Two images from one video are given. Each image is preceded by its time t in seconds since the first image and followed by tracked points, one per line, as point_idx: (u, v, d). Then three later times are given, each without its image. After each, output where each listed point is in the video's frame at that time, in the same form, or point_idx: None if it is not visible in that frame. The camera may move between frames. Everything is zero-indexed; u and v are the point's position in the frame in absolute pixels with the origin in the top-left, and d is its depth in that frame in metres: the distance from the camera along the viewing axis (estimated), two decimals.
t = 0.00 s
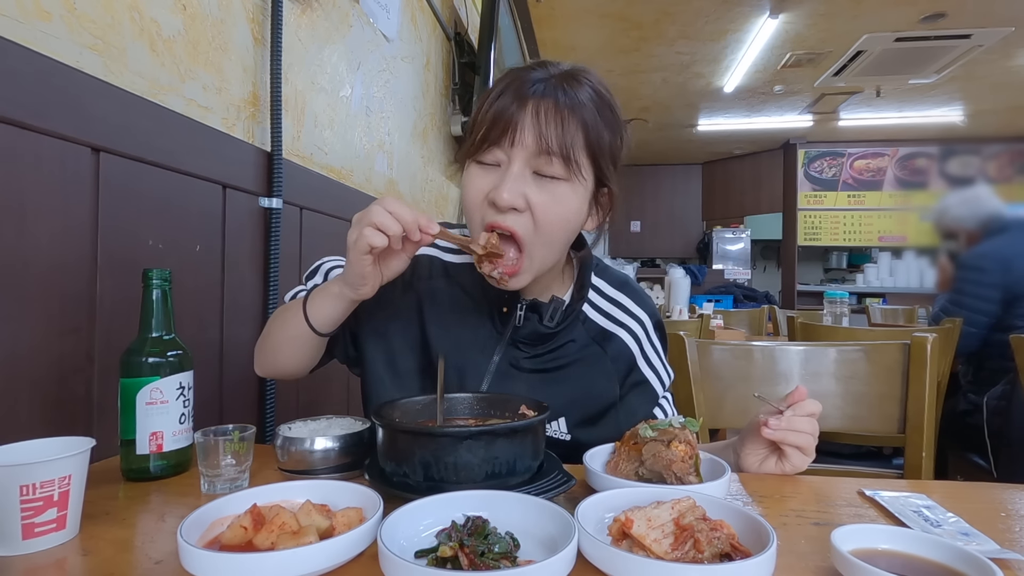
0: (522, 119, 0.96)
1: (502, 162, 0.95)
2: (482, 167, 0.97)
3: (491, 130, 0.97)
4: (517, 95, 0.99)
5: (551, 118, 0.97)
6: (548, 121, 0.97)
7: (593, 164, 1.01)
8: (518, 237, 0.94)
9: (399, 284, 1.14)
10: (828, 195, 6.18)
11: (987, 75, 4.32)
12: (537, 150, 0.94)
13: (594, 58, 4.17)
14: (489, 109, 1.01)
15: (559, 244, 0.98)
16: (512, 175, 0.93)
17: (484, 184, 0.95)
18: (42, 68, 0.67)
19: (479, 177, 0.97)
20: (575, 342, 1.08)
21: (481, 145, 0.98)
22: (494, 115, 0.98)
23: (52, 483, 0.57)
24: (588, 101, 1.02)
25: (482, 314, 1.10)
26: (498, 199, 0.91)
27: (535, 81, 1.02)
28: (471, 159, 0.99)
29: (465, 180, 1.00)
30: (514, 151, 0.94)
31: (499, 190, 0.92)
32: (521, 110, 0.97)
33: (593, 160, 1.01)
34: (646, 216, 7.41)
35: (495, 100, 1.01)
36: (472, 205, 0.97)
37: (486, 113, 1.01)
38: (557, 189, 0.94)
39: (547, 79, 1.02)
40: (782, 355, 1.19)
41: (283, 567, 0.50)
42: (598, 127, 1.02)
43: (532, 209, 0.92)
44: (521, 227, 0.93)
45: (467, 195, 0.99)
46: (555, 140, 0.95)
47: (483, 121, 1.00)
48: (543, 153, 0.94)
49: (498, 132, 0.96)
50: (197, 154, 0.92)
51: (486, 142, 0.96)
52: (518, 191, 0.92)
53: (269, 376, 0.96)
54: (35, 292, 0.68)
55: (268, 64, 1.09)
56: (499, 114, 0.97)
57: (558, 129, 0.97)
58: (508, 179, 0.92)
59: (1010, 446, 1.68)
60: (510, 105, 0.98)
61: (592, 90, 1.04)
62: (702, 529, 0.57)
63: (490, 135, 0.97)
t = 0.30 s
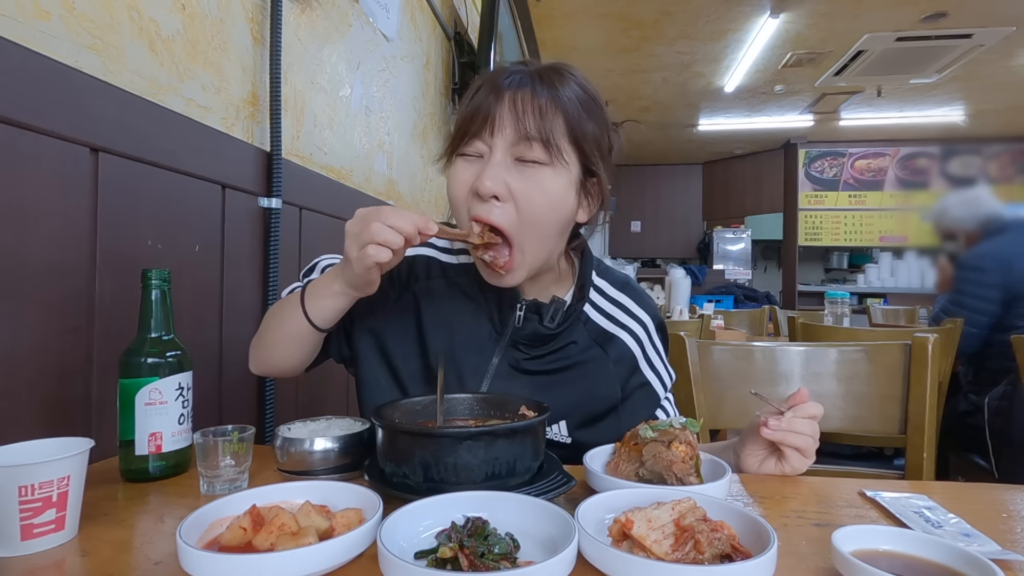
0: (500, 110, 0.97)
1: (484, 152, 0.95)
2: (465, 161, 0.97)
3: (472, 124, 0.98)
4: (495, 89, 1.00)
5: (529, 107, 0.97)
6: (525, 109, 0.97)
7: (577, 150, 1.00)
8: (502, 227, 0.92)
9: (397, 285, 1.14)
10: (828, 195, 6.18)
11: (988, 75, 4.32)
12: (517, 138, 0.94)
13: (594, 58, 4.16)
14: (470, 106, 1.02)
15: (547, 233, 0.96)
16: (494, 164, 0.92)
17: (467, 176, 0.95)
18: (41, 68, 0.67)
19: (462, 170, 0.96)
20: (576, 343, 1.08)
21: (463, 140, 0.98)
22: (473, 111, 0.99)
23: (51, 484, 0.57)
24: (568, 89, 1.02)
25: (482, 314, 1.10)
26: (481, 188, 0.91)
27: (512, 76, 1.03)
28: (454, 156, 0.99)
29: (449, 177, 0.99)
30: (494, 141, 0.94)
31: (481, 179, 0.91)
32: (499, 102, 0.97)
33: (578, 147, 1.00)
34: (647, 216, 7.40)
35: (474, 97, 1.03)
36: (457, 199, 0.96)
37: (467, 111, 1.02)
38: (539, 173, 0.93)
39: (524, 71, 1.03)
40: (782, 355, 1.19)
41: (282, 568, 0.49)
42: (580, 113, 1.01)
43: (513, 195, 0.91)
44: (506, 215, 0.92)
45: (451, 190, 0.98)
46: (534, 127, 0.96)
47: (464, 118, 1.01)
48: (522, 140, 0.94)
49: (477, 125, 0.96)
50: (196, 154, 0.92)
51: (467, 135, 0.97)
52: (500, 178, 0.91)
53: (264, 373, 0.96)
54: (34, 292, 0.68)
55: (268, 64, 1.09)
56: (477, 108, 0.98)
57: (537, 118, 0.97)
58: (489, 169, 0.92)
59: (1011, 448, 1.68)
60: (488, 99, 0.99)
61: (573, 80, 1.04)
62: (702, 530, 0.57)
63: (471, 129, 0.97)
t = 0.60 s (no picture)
0: (470, 120, 0.95)
1: (463, 164, 0.93)
2: (446, 176, 0.95)
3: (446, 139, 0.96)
4: (464, 99, 0.99)
5: (498, 112, 0.96)
6: (496, 115, 0.95)
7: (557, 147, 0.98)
8: (490, 237, 0.91)
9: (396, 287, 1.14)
10: (829, 195, 6.18)
11: (989, 75, 4.32)
12: (493, 145, 0.92)
13: (595, 57, 4.16)
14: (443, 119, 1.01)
15: (538, 236, 0.95)
16: (473, 174, 0.91)
17: (451, 190, 0.93)
18: (40, 67, 0.66)
19: (445, 185, 0.95)
20: (577, 345, 1.07)
21: (441, 155, 0.97)
22: (445, 126, 0.98)
23: (50, 485, 0.56)
24: (538, 86, 1.00)
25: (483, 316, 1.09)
26: (463, 201, 0.89)
27: (480, 83, 1.01)
28: (436, 172, 0.98)
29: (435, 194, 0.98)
30: (471, 152, 0.92)
31: (463, 191, 0.90)
32: (469, 113, 0.96)
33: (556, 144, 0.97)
34: (647, 216, 7.39)
35: (445, 109, 1.01)
36: (444, 214, 0.95)
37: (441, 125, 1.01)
38: (519, 176, 0.91)
39: (491, 76, 1.01)
40: (783, 356, 1.19)
41: (280, 570, 0.49)
42: (553, 109, 0.99)
43: (496, 203, 0.90)
44: (492, 225, 0.90)
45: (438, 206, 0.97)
46: (508, 132, 0.94)
47: (438, 133, 1.00)
48: (499, 146, 0.92)
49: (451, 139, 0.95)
50: (195, 154, 0.91)
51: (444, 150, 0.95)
52: (481, 188, 0.89)
53: (261, 374, 0.96)
54: (33, 292, 0.68)
55: (267, 64, 1.09)
56: (449, 121, 0.97)
57: (508, 121, 0.95)
58: (470, 180, 0.90)
59: (1013, 449, 1.67)
60: (459, 111, 0.97)
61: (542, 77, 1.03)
62: (703, 530, 0.57)
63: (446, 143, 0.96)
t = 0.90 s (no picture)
0: (446, 140, 0.91)
1: (444, 187, 0.90)
2: (431, 197, 0.92)
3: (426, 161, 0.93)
4: (441, 115, 0.94)
5: (473, 128, 0.91)
6: (471, 131, 0.90)
7: (540, 153, 0.93)
8: (479, 257, 0.89)
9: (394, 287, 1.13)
10: (830, 195, 6.17)
11: (990, 75, 4.32)
12: (471, 164, 0.88)
13: (595, 56, 4.15)
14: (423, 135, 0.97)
15: (529, 250, 0.92)
16: (453, 196, 0.87)
17: (437, 211, 0.91)
18: (39, 67, 0.66)
19: (431, 207, 0.92)
20: (578, 343, 1.07)
21: (424, 176, 0.94)
22: (425, 144, 0.94)
23: (49, 486, 0.56)
24: (514, 89, 0.94)
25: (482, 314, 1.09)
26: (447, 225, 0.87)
27: (457, 95, 0.96)
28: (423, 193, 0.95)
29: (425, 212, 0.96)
30: (450, 174, 0.89)
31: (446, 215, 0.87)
32: (445, 132, 0.92)
33: (538, 150, 0.92)
34: (648, 216, 7.38)
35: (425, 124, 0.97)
36: (434, 234, 0.93)
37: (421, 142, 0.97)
38: (502, 194, 0.87)
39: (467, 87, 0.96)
40: (784, 357, 1.19)
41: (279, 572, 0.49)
42: (532, 112, 0.93)
43: (482, 224, 0.87)
44: (479, 245, 0.88)
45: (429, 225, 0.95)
46: (484, 148, 0.89)
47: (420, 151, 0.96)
48: (476, 165, 0.88)
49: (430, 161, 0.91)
50: (194, 154, 0.91)
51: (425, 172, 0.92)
52: (463, 210, 0.86)
53: (258, 373, 0.96)
54: (32, 292, 0.68)
55: (267, 64, 1.08)
56: (427, 141, 0.93)
57: (484, 136, 0.90)
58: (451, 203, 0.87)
59: (1014, 450, 1.67)
60: (436, 129, 0.93)
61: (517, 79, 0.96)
62: (703, 531, 0.57)
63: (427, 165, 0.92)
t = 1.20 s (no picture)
0: (455, 143, 0.89)
1: (446, 193, 0.89)
2: (433, 198, 0.92)
3: (432, 160, 0.91)
4: (453, 112, 0.92)
5: (482, 136, 0.89)
6: (481, 139, 0.89)
7: (546, 169, 0.91)
8: (473, 268, 0.89)
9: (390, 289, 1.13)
10: (831, 195, 6.17)
11: (991, 75, 4.32)
12: (475, 177, 0.87)
13: (595, 56, 4.14)
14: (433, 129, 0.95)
15: (525, 263, 0.92)
16: (453, 206, 0.87)
17: (436, 214, 0.91)
18: (38, 66, 0.66)
19: (432, 207, 0.92)
20: (577, 341, 1.07)
21: (428, 175, 0.93)
22: (433, 141, 0.92)
23: (47, 486, 0.56)
24: (531, 99, 0.92)
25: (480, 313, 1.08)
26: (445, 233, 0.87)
27: (472, 92, 0.93)
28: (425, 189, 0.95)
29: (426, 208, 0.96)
30: (453, 181, 0.88)
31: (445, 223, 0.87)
32: (455, 134, 0.90)
33: (545, 165, 0.91)
34: (648, 216, 7.37)
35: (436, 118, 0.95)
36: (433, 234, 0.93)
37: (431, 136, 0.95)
38: (502, 212, 0.87)
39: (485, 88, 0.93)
40: (784, 357, 1.19)
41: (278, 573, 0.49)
42: (543, 123, 0.91)
43: (479, 236, 0.87)
44: (474, 257, 0.88)
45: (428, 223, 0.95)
46: (489, 161, 0.88)
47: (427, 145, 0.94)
48: (480, 179, 0.87)
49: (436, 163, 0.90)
50: (194, 154, 0.91)
51: (430, 172, 0.91)
52: (462, 223, 0.86)
53: (257, 377, 0.95)
54: (31, 292, 0.67)
55: (266, 63, 1.08)
56: (435, 140, 0.91)
57: (492, 147, 0.88)
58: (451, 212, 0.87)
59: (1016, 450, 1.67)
60: (446, 128, 0.91)
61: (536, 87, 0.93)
62: (703, 532, 0.56)
63: (432, 165, 0.91)
